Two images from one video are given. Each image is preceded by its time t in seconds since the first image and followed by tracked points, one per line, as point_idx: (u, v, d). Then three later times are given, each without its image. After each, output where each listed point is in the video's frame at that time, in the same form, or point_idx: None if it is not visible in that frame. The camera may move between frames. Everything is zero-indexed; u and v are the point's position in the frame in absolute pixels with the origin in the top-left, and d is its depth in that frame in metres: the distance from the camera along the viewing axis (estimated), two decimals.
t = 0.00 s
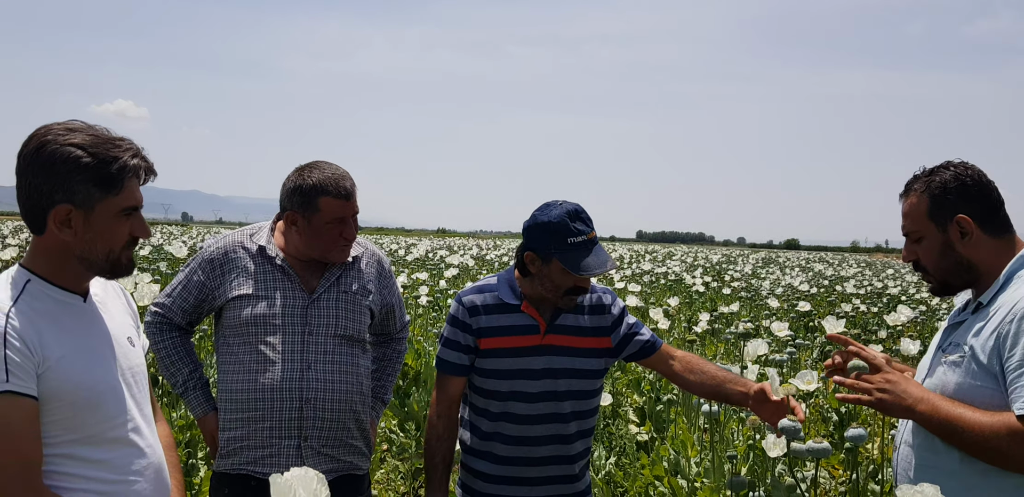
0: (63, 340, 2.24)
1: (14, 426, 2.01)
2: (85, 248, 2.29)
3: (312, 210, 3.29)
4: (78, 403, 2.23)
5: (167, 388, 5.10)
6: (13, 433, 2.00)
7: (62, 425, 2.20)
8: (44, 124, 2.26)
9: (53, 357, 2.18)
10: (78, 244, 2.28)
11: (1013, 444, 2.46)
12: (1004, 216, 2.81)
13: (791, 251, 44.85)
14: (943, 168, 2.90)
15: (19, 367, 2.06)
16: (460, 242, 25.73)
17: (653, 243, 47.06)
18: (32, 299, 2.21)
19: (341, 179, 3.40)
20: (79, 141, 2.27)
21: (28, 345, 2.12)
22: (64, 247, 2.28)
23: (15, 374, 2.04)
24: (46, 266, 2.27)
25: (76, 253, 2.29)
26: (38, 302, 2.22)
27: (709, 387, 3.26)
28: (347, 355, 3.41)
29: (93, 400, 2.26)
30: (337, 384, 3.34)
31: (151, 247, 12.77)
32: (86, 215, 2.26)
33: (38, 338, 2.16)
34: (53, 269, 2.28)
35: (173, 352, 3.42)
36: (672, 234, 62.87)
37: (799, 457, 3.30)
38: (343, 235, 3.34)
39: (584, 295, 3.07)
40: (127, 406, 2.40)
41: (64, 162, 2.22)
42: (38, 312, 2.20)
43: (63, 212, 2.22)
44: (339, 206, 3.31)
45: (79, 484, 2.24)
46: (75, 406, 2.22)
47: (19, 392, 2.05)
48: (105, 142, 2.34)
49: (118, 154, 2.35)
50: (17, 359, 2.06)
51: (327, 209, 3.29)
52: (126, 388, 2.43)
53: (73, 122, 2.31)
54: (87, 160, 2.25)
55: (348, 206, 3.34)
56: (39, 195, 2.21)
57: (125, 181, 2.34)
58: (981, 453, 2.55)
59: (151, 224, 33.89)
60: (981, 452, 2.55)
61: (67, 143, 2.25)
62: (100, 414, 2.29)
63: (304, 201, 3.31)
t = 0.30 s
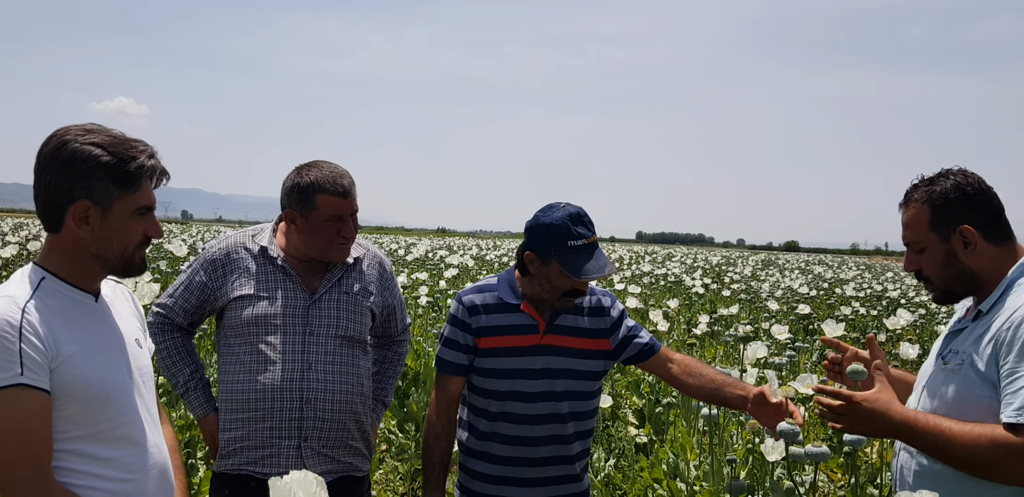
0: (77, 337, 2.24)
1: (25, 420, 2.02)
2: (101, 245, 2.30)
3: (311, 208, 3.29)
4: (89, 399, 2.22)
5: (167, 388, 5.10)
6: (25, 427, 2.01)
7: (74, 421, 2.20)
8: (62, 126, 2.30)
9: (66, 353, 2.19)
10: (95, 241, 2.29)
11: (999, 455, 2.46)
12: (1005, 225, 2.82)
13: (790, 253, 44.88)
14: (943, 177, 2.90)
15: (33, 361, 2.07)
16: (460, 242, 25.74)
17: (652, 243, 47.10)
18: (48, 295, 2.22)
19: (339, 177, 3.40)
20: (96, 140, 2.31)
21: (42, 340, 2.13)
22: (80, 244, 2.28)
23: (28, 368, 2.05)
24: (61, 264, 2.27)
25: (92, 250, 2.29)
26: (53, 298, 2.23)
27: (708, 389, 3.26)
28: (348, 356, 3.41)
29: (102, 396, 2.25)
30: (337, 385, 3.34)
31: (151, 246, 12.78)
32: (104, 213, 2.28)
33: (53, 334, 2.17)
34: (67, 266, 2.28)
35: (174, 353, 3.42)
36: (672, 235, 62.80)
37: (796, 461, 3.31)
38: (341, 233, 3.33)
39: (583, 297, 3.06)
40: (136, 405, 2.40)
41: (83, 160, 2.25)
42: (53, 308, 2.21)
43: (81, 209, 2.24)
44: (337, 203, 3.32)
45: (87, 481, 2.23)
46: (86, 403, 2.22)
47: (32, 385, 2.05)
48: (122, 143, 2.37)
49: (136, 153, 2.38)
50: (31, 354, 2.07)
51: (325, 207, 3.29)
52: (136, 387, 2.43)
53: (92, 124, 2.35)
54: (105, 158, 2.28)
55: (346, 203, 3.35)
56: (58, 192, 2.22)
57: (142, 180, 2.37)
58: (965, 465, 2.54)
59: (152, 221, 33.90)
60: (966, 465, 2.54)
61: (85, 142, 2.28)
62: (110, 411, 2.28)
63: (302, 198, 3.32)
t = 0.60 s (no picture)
0: (83, 331, 2.24)
1: (31, 411, 2.01)
2: (113, 241, 2.30)
3: (316, 208, 3.30)
4: (92, 393, 2.22)
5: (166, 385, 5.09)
6: (29, 418, 2.01)
7: (76, 415, 2.19)
8: (81, 122, 2.30)
9: (72, 347, 2.19)
10: (107, 236, 2.29)
11: None
12: (998, 245, 2.79)
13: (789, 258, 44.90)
14: (932, 199, 2.86)
15: (40, 353, 2.07)
16: (460, 241, 25.74)
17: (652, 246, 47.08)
18: (56, 287, 2.22)
19: (346, 179, 3.41)
20: (113, 138, 2.31)
21: (50, 333, 2.13)
22: (93, 239, 2.28)
23: (36, 359, 2.05)
24: (72, 258, 2.28)
25: (103, 245, 2.30)
26: (61, 292, 2.23)
27: (704, 397, 3.27)
28: (348, 357, 3.41)
29: (105, 392, 2.25)
30: (337, 386, 3.34)
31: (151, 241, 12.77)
32: (117, 210, 2.28)
33: (60, 327, 2.17)
34: (77, 260, 2.29)
35: (175, 350, 3.42)
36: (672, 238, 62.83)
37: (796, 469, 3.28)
38: (344, 234, 3.32)
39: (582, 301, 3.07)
40: (136, 402, 2.39)
41: (100, 156, 2.25)
42: (62, 302, 2.21)
43: (96, 203, 2.24)
44: (343, 204, 3.32)
45: (85, 475, 2.22)
46: (89, 398, 2.21)
47: (39, 377, 2.05)
48: (139, 141, 2.37)
49: (152, 152, 2.39)
50: (40, 346, 2.07)
51: (329, 208, 3.29)
52: (137, 385, 2.43)
53: (111, 122, 2.35)
54: (122, 156, 2.29)
55: (350, 205, 3.34)
56: (73, 187, 2.22)
57: (157, 179, 2.37)
58: None
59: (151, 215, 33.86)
60: None
61: (103, 139, 2.28)
62: (112, 406, 2.28)
63: (308, 198, 3.33)
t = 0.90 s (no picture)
0: (74, 329, 2.24)
1: (22, 408, 2.01)
2: (107, 240, 2.29)
3: (319, 208, 3.29)
4: (82, 392, 2.22)
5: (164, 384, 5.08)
6: (20, 416, 2.00)
7: (65, 413, 2.19)
8: (79, 121, 2.30)
9: (63, 345, 2.19)
10: (102, 235, 2.29)
11: None
12: (988, 255, 2.75)
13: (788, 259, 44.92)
14: (922, 209, 2.82)
15: (29, 351, 2.06)
16: (458, 242, 25.75)
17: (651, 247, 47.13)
18: (48, 285, 2.21)
19: (349, 180, 3.41)
20: (110, 137, 2.30)
21: (41, 331, 2.12)
22: (88, 237, 2.28)
23: (25, 357, 2.05)
24: (66, 256, 2.28)
25: (98, 244, 2.29)
26: (53, 289, 2.23)
27: (698, 397, 3.26)
28: (345, 358, 3.41)
29: (95, 390, 2.25)
30: (334, 387, 3.34)
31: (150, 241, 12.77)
32: (112, 209, 2.27)
33: (50, 324, 2.16)
34: (72, 258, 2.28)
35: (173, 350, 3.42)
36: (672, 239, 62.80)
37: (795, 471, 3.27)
38: (345, 235, 3.32)
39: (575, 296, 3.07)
40: (125, 401, 2.39)
41: (96, 155, 2.25)
42: (53, 299, 2.21)
43: (92, 202, 2.24)
44: (345, 206, 3.32)
45: (71, 473, 2.22)
46: (78, 397, 2.21)
47: (27, 374, 2.04)
48: (135, 142, 2.37)
49: (149, 153, 2.38)
50: (30, 343, 2.07)
51: (331, 209, 3.29)
52: (126, 384, 2.42)
53: (108, 121, 2.35)
54: (119, 155, 2.28)
55: (352, 206, 3.34)
56: (68, 186, 2.22)
57: (153, 179, 2.37)
58: None
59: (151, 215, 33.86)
60: None
61: (100, 139, 2.28)
62: (101, 405, 2.27)
63: (311, 198, 3.32)
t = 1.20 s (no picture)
0: (67, 326, 2.24)
1: (16, 405, 2.01)
2: (100, 237, 2.29)
3: (331, 206, 3.30)
4: (75, 389, 2.22)
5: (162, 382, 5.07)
6: (14, 414, 2.00)
7: (57, 410, 2.19)
8: (74, 117, 2.30)
9: (56, 342, 2.18)
10: (95, 233, 2.28)
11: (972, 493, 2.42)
12: (990, 250, 2.72)
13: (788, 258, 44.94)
14: (924, 201, 2.81)
15: (22, 348, 2.06)
16: (458, 240, 25.74)
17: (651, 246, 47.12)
18: (41, 282, 2.21)
19: (361, 180, 3.41)
20: (105, 134, 2.30)
21: (34, 328, 2.12)
22: (81, 234, 2.27)
23: (19, 355, 2.04)
24: (59, 253, 2.27)
25: (90, 241, 2.29)
26: (45, 286, 2.22)
27: (693, 395, 3.22)
28: (345, 355, 3.40)
29: (87, 388, 2.25)
30: (334, 384, 3.33)
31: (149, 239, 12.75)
32: (106, 207, 2.27)
33: (43, 321, 2.16)
34: (65, 255, 2.28)
35: (173, 347, 3.41)
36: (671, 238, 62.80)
37: (794, 468, 3.27)
38: (354, 235, 3.35)
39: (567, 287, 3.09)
40: (116, 398, 2.39)
41: (91, 152, 2.24)
42: (46, 296, 2.21)
43: (86, 199, 2.24)
44: (357, 205, 3.33)
45: (62, 470, 2.22)
46: (70, 394, 2.21)
47: (21, 372, 2.04)
48: (130, 140, 2.37)
49: (144, 151, 2.38)
50: (23, 341, 2.07)
51: (344, 207, 3.30)
52: (118, 381, 2.42)
53: (103, 118, 2.35)
54: (113, 153, 2.28)
55: (364, 206, 3.35)
56: (63, 183, 2.22)
57: (147, 177, 2.36)
58: None
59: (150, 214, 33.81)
60: None
61: (95, 136, 2.28)
62: (93, 403, 2.27)
63: (324, 195, 3.31)
